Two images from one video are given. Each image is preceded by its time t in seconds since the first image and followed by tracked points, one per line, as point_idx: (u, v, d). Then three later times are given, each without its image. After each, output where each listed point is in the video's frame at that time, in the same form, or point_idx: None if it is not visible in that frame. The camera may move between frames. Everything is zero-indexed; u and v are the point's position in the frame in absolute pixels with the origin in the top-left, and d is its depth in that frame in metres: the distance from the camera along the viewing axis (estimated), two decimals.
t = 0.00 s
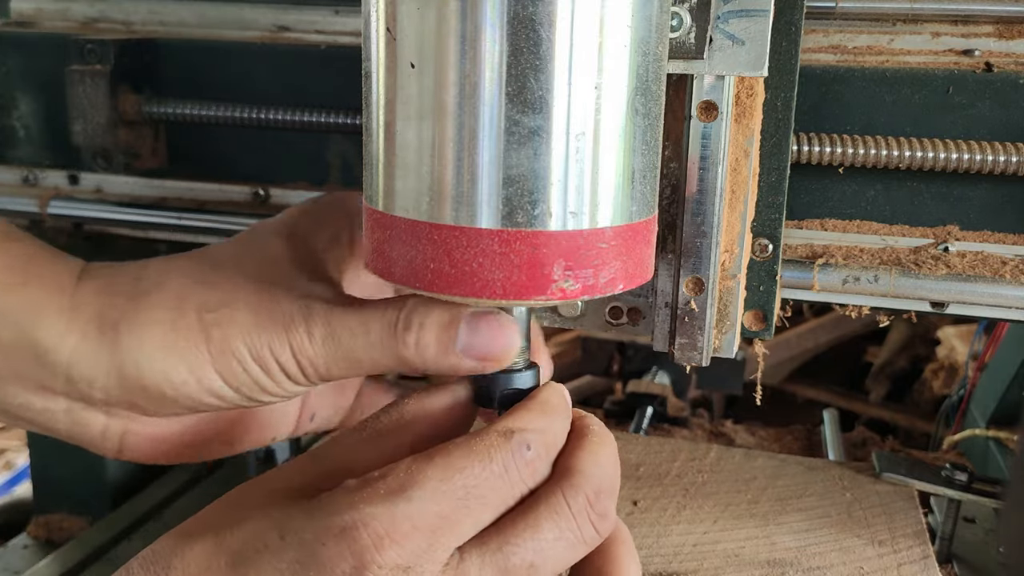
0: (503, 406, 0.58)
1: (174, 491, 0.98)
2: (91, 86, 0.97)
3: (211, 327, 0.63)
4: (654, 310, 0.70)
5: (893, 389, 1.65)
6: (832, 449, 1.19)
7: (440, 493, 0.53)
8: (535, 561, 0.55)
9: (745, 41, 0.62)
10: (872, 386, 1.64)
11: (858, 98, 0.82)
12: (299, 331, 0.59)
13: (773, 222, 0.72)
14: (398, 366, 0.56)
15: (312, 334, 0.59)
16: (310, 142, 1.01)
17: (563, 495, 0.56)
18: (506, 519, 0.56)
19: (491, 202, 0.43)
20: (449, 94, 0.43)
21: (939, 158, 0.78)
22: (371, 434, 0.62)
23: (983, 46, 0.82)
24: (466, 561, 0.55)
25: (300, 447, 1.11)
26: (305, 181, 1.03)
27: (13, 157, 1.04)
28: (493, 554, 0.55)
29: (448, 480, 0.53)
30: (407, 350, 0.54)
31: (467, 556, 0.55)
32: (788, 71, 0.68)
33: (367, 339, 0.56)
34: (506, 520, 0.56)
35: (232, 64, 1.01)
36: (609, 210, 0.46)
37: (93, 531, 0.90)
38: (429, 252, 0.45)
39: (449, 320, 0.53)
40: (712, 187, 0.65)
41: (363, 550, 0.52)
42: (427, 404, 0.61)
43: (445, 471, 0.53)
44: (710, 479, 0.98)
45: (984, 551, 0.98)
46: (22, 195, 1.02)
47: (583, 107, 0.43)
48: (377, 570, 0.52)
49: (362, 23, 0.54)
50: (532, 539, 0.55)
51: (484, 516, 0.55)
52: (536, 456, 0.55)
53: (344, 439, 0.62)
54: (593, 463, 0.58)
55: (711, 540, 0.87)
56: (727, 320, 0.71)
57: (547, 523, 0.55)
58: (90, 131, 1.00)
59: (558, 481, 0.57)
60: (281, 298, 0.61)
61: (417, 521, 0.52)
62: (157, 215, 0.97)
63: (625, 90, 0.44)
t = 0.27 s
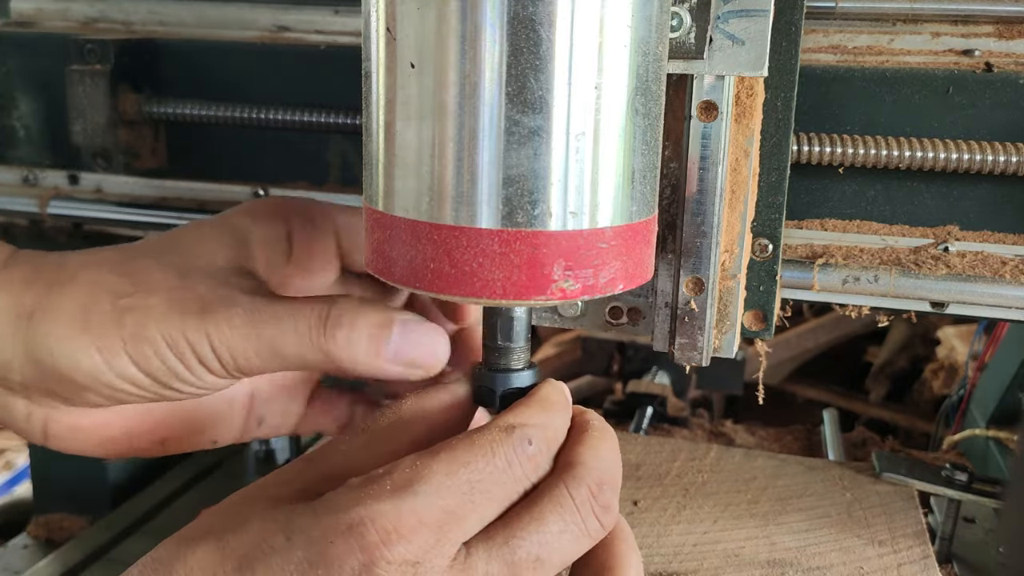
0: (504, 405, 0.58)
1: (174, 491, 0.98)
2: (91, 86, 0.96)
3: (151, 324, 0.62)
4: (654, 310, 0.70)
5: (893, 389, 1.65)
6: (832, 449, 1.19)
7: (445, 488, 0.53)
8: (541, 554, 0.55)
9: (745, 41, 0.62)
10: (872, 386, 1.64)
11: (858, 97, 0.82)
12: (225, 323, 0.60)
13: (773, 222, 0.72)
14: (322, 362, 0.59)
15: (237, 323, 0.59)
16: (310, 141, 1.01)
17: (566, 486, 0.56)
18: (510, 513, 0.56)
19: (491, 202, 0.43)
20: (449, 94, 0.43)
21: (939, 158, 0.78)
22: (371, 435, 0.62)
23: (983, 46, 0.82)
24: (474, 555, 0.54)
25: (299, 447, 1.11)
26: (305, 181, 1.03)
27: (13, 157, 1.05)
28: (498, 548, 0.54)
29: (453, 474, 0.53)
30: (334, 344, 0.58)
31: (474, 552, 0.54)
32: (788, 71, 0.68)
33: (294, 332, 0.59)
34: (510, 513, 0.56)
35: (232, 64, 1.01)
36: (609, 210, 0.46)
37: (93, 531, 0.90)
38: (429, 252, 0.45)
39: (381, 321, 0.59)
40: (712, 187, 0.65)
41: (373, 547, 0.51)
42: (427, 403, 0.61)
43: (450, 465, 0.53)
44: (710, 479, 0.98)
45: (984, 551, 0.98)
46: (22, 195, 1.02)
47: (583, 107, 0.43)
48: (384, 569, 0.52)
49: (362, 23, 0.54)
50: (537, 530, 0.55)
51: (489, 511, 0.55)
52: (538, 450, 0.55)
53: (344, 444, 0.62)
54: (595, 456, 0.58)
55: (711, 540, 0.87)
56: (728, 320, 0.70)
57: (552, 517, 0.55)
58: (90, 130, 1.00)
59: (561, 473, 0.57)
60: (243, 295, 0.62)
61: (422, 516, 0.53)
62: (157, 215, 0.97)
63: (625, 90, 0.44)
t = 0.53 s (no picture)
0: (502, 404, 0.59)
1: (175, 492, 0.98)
2: (91, 87, 0.96)
3: (210, 331, 0.62)
4: (654, 310, 0.70)
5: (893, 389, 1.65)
6: (832, 449, 1.19)
7: (447, 481, 0.53)
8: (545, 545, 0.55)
9: (745, 41, 0.62)
10: (872, 386, 1.64)
11: (858, 97, 0.82)
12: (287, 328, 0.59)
13: (773, 222, 0.72)
14: (388, 363, 0.56)
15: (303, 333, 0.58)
16: (311, 142, 1.01)
17: (563, 475, 0.56)
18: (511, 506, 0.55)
19: (491, 201, 0.43)
20: (449, 94, 0.43)
21: (939, 158, 0.78)
22: (371, 435, 0.62)
23: (983, 46, 0.82)
24: (480, 551, 0.53)
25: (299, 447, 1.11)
26: (305, 181, 1.03)
27: (13, 157, 1.04)
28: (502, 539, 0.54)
29: (452, 467, 0.53)
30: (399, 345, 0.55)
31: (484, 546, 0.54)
32: (788, 71, 0.68)
33: (359, 338, 0.56)
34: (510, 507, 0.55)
35: (232, 64, 1.01)
36: (609, 210, 0.46)
37: (93, 531, 0.90)
38: (429, 252, 0.45)
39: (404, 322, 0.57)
40: (712, 187, 0.65)
41: (379, 544, 0.51)
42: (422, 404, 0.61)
43: (449, 458, 0.53)
44: (710, 479, 0.98)
45: (983, 550, 0.98)
46: (22, 195, 1.02)
47: (583, 108, 0.43)
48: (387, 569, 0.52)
49: (362, 22, 0.54)
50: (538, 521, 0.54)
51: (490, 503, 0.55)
52: (536, 442, 0.55)
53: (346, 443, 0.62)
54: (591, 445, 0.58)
55: (711, 540, 0.87)
56: (727, 320, 0.71)
57: (552, 506, 0.55)
58: (90, 131, 1.00)
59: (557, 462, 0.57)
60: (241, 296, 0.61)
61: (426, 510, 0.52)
62: (157, 215, 0.97)
63: (625, 90, 0.44)
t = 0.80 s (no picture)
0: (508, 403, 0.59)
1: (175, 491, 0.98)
2: (91, 86, 0.96)
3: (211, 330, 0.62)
4: (654, 310, 0.70)
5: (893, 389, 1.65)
6: (832, 449, 1.19)
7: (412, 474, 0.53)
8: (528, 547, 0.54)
9: (745, 41, 0.62)
10: (872, 386, 1.64)
11: (859, 97, 0.82)
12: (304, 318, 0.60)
13: (773, 221, 0.72)
14: (400, 363, 0.57)
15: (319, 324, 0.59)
16: (311, 141, 1.01)
17: (542, 478, 0.55)
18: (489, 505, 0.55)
19: (491, 201, 0.43)
20: (449, 94, 0.43)
21: (939, 158, 0.78)
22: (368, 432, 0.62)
23: (983, 46, 0.82)
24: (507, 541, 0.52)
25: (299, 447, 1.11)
26: (305, 181, 1.03)
27: (13, 157, 1.05)
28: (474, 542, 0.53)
29: (424, 465, 0.53)
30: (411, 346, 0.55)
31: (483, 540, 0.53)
32: (788, 70, 0.68)
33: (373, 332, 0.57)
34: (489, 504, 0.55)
35: (232, 64, 1.01)
36: (609, 210, 0.46)
37: (93, 531, 0.90)
38: (429, 252, 0.45)
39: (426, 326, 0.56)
40: (712, 187, 0.65)
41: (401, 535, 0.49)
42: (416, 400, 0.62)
43: (422, 456, 0.53)
44: (710, 479, 0.98)
45: (983, 551, 0.98)
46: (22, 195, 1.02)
47: (583, 108, 0.43)
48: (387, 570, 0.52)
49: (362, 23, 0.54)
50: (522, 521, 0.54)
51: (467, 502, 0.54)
52: (518, 439, 0.55)
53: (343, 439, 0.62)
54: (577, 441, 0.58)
55: (711, 540, 0.87)
56: (727, 320, 0.71)
57: (530, 508, 0.54)
58: (90, 131, 1.00)
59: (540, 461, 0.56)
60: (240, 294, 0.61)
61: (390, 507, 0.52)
62: (158, 215, 0.97)
63: (625, 90, 0.44)
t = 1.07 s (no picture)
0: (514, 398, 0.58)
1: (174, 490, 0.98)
2: (91, 86, 0.97)
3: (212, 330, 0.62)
4: (654, 310, 0.70)
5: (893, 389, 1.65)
6: (832, 449, 1.19)
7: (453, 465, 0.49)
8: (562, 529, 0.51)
9: (745, 41, 0.62)
10: (872, 386, 1.64)
11: (859, 97, 0.82)
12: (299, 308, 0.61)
13: (773, 221, 0.72)
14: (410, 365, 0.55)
15: (322, 323, 0.58)
16: (311, 141, 1.01)
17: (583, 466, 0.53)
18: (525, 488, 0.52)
19: (491, 202, 0.43)
20: (449, 94, 0.43)
21: (939, 158, 0.78)
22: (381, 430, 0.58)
23: (983, 46, 0.82)
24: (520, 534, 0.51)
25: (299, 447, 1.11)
26: (305, 181, 1.02)
27: (13, 157, 1.05)
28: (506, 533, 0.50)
29: (461, 455, 0.49)
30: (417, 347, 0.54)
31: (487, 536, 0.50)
32: (788, 71, 0.68)
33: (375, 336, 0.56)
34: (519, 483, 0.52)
35: (233, 64, 1.01)
36: (609, 210, 0.46)
37: (93, 531, 0.90)
38: (429, 252, 0.45)
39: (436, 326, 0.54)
40: (712, 187, 0.65)
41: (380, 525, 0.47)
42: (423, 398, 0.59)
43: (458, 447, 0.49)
44: (710, 479, 0.98)
45: (983, 550, 0.98)
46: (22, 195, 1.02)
47: (583, 108, 0.43)
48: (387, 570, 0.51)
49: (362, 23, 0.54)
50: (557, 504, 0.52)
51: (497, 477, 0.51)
52: (561, 422, 0.52)
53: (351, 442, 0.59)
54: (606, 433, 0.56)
55: (711, 540, 0.87)
56: (727, 320, 0.71)
57: (570, 497, 0.51)
58: (90, 131, 1.00)
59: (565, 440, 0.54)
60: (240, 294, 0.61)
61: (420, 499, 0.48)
62: (158, 215, 0.97)
63: (625, 91, 0.44)
